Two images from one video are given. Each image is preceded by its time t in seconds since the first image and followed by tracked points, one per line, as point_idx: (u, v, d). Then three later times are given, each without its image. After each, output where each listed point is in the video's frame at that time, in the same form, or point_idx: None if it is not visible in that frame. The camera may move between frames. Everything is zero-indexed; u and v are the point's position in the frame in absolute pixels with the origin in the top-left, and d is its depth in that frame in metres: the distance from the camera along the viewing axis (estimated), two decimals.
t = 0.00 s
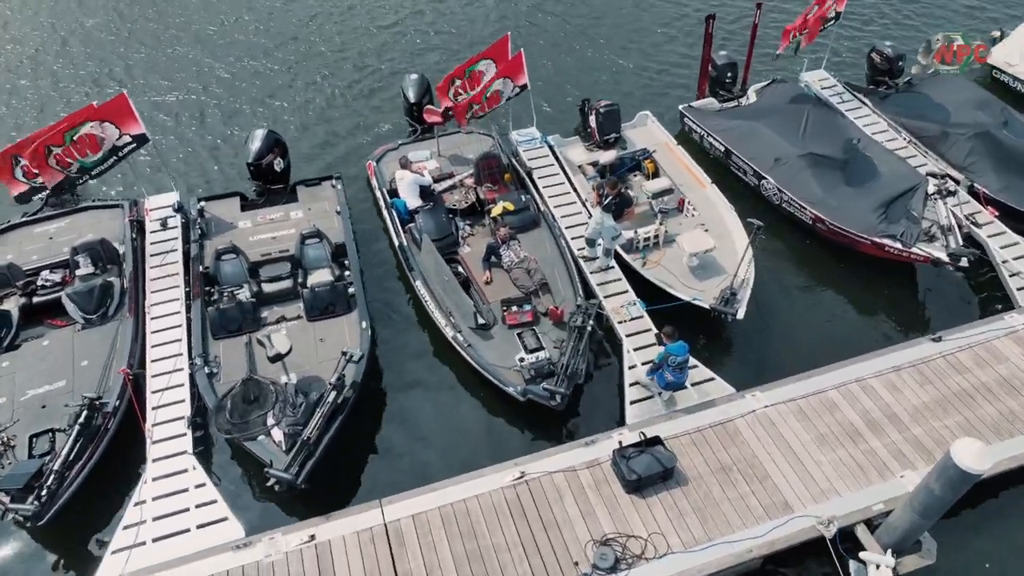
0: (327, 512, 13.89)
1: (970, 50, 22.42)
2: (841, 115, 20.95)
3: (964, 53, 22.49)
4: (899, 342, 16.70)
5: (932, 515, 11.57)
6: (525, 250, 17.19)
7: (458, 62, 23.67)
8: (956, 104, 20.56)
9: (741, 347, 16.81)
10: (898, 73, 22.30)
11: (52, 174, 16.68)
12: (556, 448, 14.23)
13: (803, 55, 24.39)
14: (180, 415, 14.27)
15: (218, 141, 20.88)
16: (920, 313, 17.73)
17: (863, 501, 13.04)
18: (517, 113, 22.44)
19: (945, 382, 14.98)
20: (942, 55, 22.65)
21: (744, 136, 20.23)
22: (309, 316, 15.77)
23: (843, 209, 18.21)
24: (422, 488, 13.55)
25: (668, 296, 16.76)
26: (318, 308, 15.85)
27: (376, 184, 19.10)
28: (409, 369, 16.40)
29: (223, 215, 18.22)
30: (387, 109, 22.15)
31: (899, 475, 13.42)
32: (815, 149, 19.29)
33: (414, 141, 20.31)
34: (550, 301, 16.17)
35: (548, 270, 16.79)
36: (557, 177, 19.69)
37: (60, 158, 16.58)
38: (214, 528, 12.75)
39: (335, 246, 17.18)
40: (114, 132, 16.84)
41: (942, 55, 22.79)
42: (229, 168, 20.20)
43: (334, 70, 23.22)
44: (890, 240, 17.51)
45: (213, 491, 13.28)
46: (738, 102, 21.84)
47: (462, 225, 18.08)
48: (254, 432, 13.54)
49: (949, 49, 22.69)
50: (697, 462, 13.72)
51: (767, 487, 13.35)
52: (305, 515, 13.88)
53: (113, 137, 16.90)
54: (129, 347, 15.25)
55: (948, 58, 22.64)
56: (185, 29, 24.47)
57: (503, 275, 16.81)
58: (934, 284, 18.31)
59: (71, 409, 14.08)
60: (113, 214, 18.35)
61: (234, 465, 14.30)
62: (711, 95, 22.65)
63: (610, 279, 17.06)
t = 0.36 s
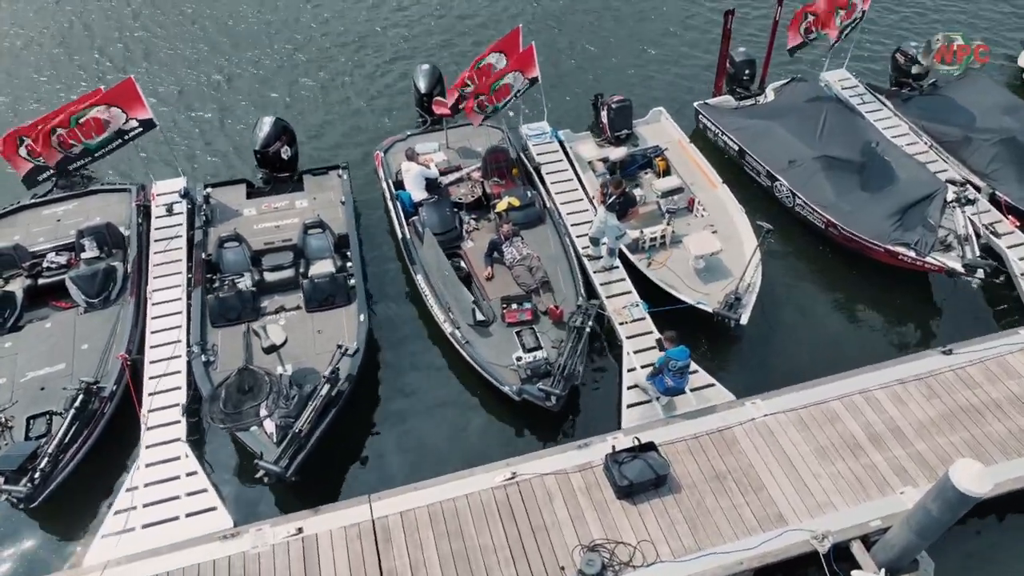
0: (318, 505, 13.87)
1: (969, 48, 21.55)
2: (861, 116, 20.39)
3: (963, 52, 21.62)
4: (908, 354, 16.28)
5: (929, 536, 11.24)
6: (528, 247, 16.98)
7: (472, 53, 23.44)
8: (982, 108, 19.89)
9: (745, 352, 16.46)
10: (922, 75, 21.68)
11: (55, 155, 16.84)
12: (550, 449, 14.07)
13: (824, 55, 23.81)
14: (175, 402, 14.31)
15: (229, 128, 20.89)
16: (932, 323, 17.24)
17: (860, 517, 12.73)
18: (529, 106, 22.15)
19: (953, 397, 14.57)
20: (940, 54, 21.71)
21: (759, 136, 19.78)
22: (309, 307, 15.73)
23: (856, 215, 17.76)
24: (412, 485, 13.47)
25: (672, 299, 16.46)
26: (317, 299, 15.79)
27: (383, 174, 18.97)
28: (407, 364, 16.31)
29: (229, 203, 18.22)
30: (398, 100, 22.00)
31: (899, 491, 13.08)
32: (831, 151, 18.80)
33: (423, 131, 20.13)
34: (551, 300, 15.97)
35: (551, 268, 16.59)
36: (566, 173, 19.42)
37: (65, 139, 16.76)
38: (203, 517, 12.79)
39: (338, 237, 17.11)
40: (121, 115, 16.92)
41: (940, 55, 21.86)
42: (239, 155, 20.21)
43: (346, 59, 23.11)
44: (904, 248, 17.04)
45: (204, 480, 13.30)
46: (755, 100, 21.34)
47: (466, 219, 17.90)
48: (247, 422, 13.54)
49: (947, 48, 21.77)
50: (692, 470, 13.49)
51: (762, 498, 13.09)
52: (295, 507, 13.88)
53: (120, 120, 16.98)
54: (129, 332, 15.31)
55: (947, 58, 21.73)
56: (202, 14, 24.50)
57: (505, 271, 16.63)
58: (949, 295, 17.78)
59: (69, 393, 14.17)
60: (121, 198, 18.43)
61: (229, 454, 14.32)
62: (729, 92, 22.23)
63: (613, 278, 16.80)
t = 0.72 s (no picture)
0: (308, 497, 13.86)
1: (971, 48, 20.53)
2: (879, 118, 19.87)
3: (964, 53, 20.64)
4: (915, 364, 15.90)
5: (922, 554, 10.95)
6: (530, 243, 16.80)
7: (484, 44, 23.22)
8: (1005, 113, 19.30)
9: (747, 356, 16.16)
10: (944, 76, 21.09)
11: (63, 139, 17.06)
12: (542, 449, 13.95)
13: (843, 55, 23.25)
14: (170, 389, 14.36)
15: (238, 115, 20.88)
16: (942, 333, 16.80)
17: (854, 530, 12.46)
18: (539, 99, 21.85)
19: (957, 411, 14.20)
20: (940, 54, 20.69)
21: (772, 136, 19.38)
22: (307, 298, 15.69)
23: (868, 220, 17.33)
24: (401, 481, 13.41)
25: (674, 300, 16.21)
26: (316, 290, 15.75)
27: (388, 165, 18.86)
28: (404, 357, 16.22)
29: (233, 190, 18.22)
30: (407, 91, 21.84)
31: (896, 506, 12.79)
32: (845, 153, 18.36)
33: (430, 123, 19.97)
34: (551, 298, 15.80)
35: (552, 265, 16.39)
36: (573, 168, 19.16)
37: (71, 123, 16.90)
38: (192, 506, 12.83)
39: (340, 228, 17.04)
40: (126, 100, 16.80)
41: (939, 56, 20.85)
42: (246, 142, 20.20)
43: (356, 49, 22.97)
44: (916, 255, 16.60)
45: (194, 469, 13.35)
46: (771, 98, 20.88)
47: (469, 213, 17.75)
48: (239, 412, 13.56)
49: (947, 48, 20.78)
50: (684, 476, 13.29)
51: (754, 507, 12.87)
52: (285, 498, 13.88)
53: (126, 106, 16.88)
54: (128, 317, 15.37)
55: (948, 57, 20.62)
56: None
57: (505, 268, 16.48)
58: (961, 304, 17.31)
59: (66, 376, 14.25)
60: (128, 183, 18.50)
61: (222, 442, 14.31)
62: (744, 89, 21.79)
63: (615, 277, 16.58)
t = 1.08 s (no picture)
0: (297, 490, 13.85)
1: (971, 48, 19.94)
2: (893, 120, 19.41)
3: (964, 53, 20.05)
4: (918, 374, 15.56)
5: (912, 571, 10.71)
6: (530, 239, 16.63)
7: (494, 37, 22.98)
8: None
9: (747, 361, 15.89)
10: (964, 78, 20.53)
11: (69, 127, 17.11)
12: (533, 449, 13.83)
13: (859, 55, 22.78)
14: (164, 377, 14.39)
15: (244, 103, 20.85)
16: (949, 342, 16.41)
17: (845, 543, 12.23)
18: (546, 94, 21.59)
19: (959, 423, 13.89)
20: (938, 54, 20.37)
21: (782, 136, 19.02)
22: (303, 290, 15.65)
23: (877, 224, 16.95)
24: (389, 477, 13.36)
25: (674, 302, 15.97)
26: (312, 282, 15.70)
27: (391, 156, 18.73)
28: (400, 352, 16.15)
29: (236, 178, 18.20)
30: (414, 83, 21.68)
31: (891, 519, 12.53)
32: (856, 155, 17.96)
33: (435, 115, 19.79)
34: (548, 296, 15.62)
35: (551, 263, 16.22)
36: (578, 164, 18.92)
37: (77, 111, 16.87)
38: (180, 495, 12.87)
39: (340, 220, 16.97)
40: (130, 86, 16.73)
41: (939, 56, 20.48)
42: (252, 131, 20.17)
43: (364, 39, 22.83)
44: (924, 262, 16.22)
45: (184, 458, 13.38)
46: (783, 97, 20.49)
47: (470, 207, 17.60)
48: (230, 402, 13.56)
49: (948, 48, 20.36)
50: (675, 481, 13.12)
51: (745, 515, 12.67)
52: (274, 489, 13.89)
53: (130, 92, 16.81)
54: (126, 304, 15.41)
55: (946, 57, 20.25)
56: None
57: (504, 264, 16.32)
58: (970, 313, 16.89)
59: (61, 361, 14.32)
60: (132, 169, 18.55)
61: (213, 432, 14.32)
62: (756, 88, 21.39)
63: (615, 277, 16.37)
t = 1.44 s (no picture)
0: (287, 485, 13.84)
1: (970, 47, 20.01)
2: (909, 125, 18.95)
3: (963, 52, 20.14)
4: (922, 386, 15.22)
5: None
6: (530, 238, 16.45)
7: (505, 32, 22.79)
8: None
9: (747, 369, 15.59)
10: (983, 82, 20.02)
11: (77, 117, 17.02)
12: (524, 451, 13.71)
13: (875, 59, 22.35)
14: (158, 367, 14.42)
15: (251, 94, 20.84)
16: (956, 354, 16.02)
17: (837, 557, 11.98)
18: (554, 90, 21.35)
19: (960, 439, 13.57)
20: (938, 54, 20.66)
21: (792, 139, 18.66)
22: (300, 284, 15.61)
23: (885, 231, 16.58)
24: (379, 475, 13.30)
25: (673, 305, 15.73)
26: (309, 276, 15.65)
27: (394, 151, 18.61)
28: (395, 348, 16.06)
29: (238, 169, 18.19)
30: (422, 77, 21.55)
31: (885, 535, 12.26)
32: (867, 160, 17.56)
33: (441, 109, 19.64)
34: (546, 296, 15.45)
35: (550, 262, 16.03)
36: (582, 162, 18.71)
37: (86, 104, 16.85)
38: (169, 487, 12.90)
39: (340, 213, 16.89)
40: (138, 79, 16.83)
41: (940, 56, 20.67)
42: (258, 122, 20.17)
43: (372, 32, 22.72)
44: (932, 272, 15.83)
45: (173, 450, 13.40)
46: (795, 99, 20.12)
47: (471, 204, 17.44)
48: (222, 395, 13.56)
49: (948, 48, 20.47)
50: (665, 488, 12.93)
51: (735, 526, 12.46)
52: (264, 483, 13.89)
53: (138, 85, 16.92)
54: (123, 293, 15.45)
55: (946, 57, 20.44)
56: None
57: (503, 263, 16.15)
58: (979, 325, 16.48)
59: (57, 349, 14.37)
60: (136, 157, 18.60)
61: (205, 423, 14.28)
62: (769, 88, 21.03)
63: (614, 278, 16.17)
